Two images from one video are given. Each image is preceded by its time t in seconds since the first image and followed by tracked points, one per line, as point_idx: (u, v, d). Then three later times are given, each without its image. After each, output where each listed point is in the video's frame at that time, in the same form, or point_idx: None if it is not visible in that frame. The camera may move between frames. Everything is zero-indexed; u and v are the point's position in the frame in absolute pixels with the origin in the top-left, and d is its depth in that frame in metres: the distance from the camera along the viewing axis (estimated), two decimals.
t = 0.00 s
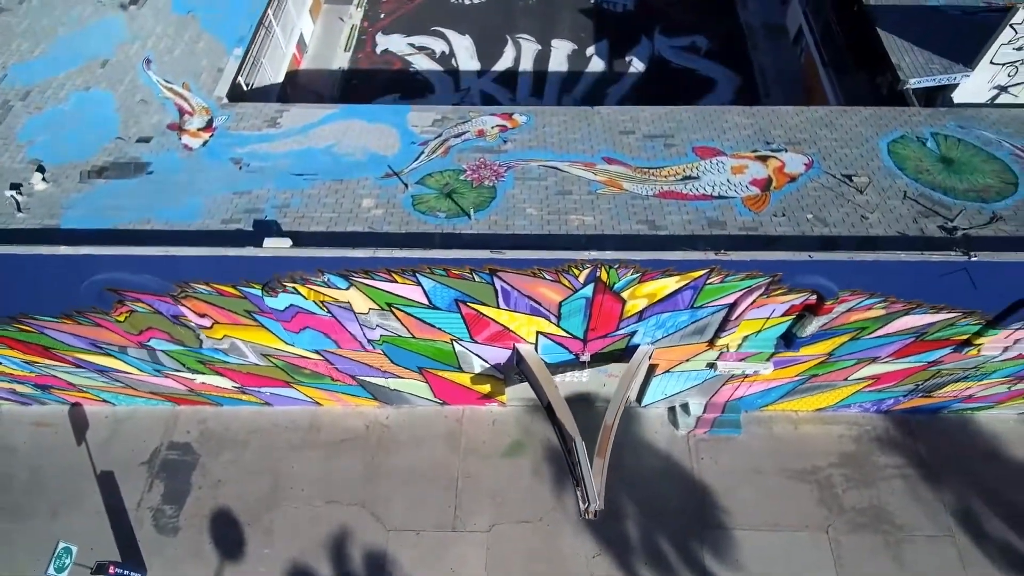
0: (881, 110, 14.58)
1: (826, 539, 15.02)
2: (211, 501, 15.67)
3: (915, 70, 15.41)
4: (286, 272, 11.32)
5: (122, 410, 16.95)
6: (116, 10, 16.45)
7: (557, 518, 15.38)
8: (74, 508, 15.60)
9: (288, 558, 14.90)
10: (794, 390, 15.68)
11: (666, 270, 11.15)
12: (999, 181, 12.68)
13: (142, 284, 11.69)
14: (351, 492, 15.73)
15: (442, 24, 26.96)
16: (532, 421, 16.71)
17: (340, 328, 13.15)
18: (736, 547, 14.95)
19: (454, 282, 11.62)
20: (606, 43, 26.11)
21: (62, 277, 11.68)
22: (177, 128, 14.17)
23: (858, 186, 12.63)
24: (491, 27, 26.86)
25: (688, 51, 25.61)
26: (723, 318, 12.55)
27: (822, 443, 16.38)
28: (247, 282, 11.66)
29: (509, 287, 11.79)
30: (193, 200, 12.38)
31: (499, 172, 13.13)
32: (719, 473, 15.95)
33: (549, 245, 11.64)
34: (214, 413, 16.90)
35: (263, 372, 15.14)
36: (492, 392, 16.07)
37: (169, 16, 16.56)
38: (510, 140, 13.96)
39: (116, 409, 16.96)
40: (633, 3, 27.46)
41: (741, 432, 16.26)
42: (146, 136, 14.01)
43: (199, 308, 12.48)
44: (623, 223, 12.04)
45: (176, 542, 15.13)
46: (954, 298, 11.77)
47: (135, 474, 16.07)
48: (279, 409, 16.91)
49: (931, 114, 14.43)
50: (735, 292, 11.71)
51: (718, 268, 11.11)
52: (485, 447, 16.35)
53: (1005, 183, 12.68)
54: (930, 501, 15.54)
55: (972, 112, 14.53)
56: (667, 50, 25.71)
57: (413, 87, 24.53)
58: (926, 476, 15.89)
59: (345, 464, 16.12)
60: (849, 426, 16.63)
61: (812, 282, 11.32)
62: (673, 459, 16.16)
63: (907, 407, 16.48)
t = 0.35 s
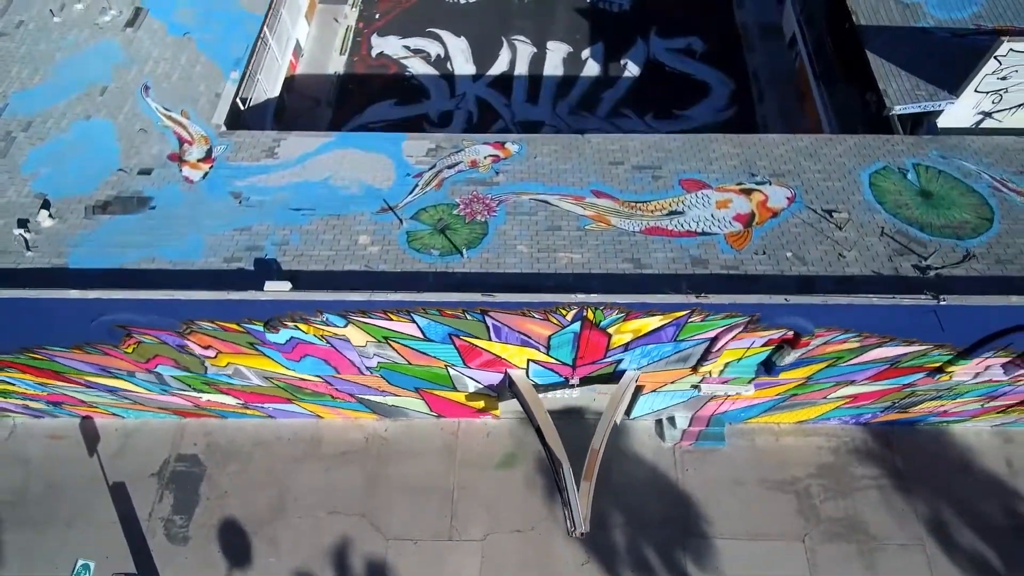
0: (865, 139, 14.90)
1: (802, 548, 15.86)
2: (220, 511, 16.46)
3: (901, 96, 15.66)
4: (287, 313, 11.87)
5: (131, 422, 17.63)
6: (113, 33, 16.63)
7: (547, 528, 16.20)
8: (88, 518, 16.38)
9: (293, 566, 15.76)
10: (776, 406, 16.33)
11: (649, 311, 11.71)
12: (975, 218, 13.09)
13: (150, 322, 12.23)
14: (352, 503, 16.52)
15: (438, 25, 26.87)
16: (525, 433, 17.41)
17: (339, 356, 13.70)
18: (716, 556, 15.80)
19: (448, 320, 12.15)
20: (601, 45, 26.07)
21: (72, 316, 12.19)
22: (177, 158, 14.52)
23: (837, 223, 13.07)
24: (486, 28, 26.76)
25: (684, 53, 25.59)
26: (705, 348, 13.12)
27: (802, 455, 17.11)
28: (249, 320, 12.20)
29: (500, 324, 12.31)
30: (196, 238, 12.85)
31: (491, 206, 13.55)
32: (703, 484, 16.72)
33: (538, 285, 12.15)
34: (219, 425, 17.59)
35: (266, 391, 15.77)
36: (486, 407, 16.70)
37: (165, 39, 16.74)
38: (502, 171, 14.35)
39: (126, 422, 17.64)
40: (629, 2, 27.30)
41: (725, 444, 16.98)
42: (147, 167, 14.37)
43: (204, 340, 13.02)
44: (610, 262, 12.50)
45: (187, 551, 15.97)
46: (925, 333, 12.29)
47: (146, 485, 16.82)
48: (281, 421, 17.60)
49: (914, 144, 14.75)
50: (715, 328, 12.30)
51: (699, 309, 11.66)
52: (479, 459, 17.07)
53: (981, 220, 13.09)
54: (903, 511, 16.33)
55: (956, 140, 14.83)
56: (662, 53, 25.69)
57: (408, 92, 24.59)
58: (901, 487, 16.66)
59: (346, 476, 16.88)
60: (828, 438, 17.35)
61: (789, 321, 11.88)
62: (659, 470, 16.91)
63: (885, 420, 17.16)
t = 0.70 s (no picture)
0: (854, 165, 15.27)
1: (785, 554, 16.72)
2: (232, 519, 17.30)
3: (891, 120, 15.88)
4: (295, 347, 12.48)
5: (145, 432, 18.37)
6: (115, 54, 16.83)
7: (544, 534, 17.04)
8: (108, 525, 17.24)
9: (303, 571, 16.65)
10: (763, 419, 17.03)
11: (640, 345, 12.31)
12: (956, 250, 13.57)
13: (164, 354, 12.82)
14: (358, 511, 17.36)
15: (436, 24, 26.78)
16: (523, 443, 18.15)
17: (345, 380, 14.30)
18: (704, 561, 16.69)
19: (448, 351, 12.72)
20: (600, 47, 26.03)
21: (89, 349, 12.75)
22: (184, 186, 14.91)
23: (824, 254, 13.55)
24: (485, 28, 26.68)
25: (682, 55, 25.57)
26: (694, 374, 13.73)
27: (788, 464, 17.88)
28: (259, 352, 12.79)
29: (498, 355, 12.89)
30: (206, 271, 13.36)
31: (490, 237, 14.02)
32: (693, 492, 17.53)
33: (535, 318, 12.70)
34: (230, 435, 18.34)
35: (275, 407, 16.42)
36: (485, 418, 17.27)
37: (167, 60, 16.94)
38: (501, 199, 14.78)
39: (140, 432, 18.39)
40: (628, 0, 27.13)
41: (714, 452, 17.85)
42: (155, 196, 14.77)
43: (215, 368, 13.59)
44: (604, 294, 13.02)
45: (202, 557, 16.86)
46: (904, 364, 12.87)
47: (161, 493, 17.64)
48: (289, 431, 18.34)
49: (901, 170, 15.13)
50: (703, 359, 12.92)
51: (688, 343, 12.25)
52: (479, 468, 17.85)
53: (962, 251, 13.56)
54: (883, 518, 17.17)
55: (944, 166, 15.18)
56: (660, 55, 25.67)
57: (407, 96, 24.67)
58: (882, 494, 17.46)
59: (353, 484, 17.68)
60: (814, 447, 18.10)
61: (773, 354, 12.48)
62: (651, 478, 17.71)
63: (868, 430, 17.88)
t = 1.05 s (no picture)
0: (843, 192, 15.79)
1: (768, 554, 17.86)
2: (249, 521, 18.40)
3: (881, 146, 16.26)
4: (308, 378, 13.26)
5: (163, 439, 19.33)
6: (122, 77, 17.15)
7: (542, 536, 18.14)
8: (132, 527, 18.34)
9: (317, 571, 17.83)
10: (750, 429, 17.94)
11: (633, 377, 13.10)
12: (936, 282, 14.22)
13: (184, 383, 13.61)
14: (368, 513, 18.44)
15: (436, 23, 26.74)
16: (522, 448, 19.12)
17: (354, 400, 15.12)
18: (692, 560, 17.84)
19: (452, 381, 13.50)
20: (600, 47, 26.06)
21: (113, 380, 13.52)
22: (196, 215, 15.48)
23: (809, 285, 14.23)
24: (484, 28, 26.65)
25: (681, 57, 25.65)
26: (684, 397, 14.53)
27: (773, 468, 18.89)
28: (274, 382, 13.58)
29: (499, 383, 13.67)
30: (221, 303, 14.06)
31: (490, 267, 14.66)
32: (683, 495, 18.58)
33: (534, 350, 13.46)
34: (244, 441, 19.31)
35: (287, 420, 17.31)
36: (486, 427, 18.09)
37: (174, 83, 17.26)
38: (501, 228, 15.37)
39: (159, 438, 19.35)
40: None
41: (704, 457, 18.70)
42: (169, 225, 15.34)
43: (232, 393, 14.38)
44: (600, 326, 13.72)
45: (222, 557, 18.01)
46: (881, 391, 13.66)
47: (181, 497, 18.70)
48: (300, 438, 19.29)
49: (888, 197, 15.66)
50: (693, 387, 13.72)
51: (678, 376, 13.03)
52: (481, 473, 18.86)
53: (942, 283, 14.22)
54: (861, 519, 18.25)
55: (930, 193, 15.70)
56: (660, 56, 25.73)
57: (408, 99, 24.86)
58: (861, 497, 18.51)
59: (362, 488, 18.72)
60: (799, 452, 19.08)
61: (757, 384, 13.28)
62: (644, 482, 18.74)
63: (850, 437, 18.82)
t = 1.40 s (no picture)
0: (831, 221, 16.38)
1: (753, 557, 18.94)
2: (263, 526, 19.45)
3: (868, 175, 16.75)
4: (319, 409, 14.09)
5: (179, 448, 20.27)
6: (131, 106, 17.58)
7: (540, 540, 19.21)
8: (153, 532, 19.40)
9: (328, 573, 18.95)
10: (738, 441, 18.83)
11: (625, 408, 13.92)
12: (915, 313, 14.96)
13: (202, 413, 14.45)
14: (375, 519, 19.48)
15: (435, 30, 26.84)
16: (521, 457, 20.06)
17: (362, 423, 15.95)
18: (681, 563, 18.94)
19: (454, 412, 14.34)
20: (599, 55, 26.20)
21: (135, 411, 14.35)
22: (208, 245, 16.12)
23: (794, 317, 14.97)
24: (483, 34, 26.77)
25: (678, 65, 25.84)
26: (674, 421, 15.37)
27: (760, 476, 19.87)
28: (287, 411, 14.41)
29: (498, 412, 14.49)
30: (234, 335, 14.81)
31: (491, 298, 15.37)
32: (673, 502, 19.58)
33: (532, 382, 14.24)
34: (256, 451, 20.24)
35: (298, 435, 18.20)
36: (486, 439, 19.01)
37: (181, 110, 17.71)
38: (501, 258, 16.02)
39: (175, 447, 20.28)
40: (627, 5, 27.10)
41: (695, 465, 19.66)
42: (182, 255, 15.99)
43: (246, 419, 15.23)
44: (594, 358, 14.49)
45: (238, 560, 19.10)
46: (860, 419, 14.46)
47: (198, 503, 19.71)
48: (309, 447, 20.23)
49: (873, 228, 16.27)
50: (681, 415, 14.54)
51: (667, 407, 13.84)
52: (482, 481, 19.84)
53: (920, 315, 14.95)
54: (842, 525, 19.29)
55: (913, 223, 16.30)
56: (658, 64, 25.91)
57: (408, 109, 25.17)
58: (842, 504, 19.52)
59: (369, 496, 19.73)
60: (784, 460, 20.02)
61: (742, 414, 14.12)
62: (636, 489, 19.73)
63: (834, 447, 19.74)
